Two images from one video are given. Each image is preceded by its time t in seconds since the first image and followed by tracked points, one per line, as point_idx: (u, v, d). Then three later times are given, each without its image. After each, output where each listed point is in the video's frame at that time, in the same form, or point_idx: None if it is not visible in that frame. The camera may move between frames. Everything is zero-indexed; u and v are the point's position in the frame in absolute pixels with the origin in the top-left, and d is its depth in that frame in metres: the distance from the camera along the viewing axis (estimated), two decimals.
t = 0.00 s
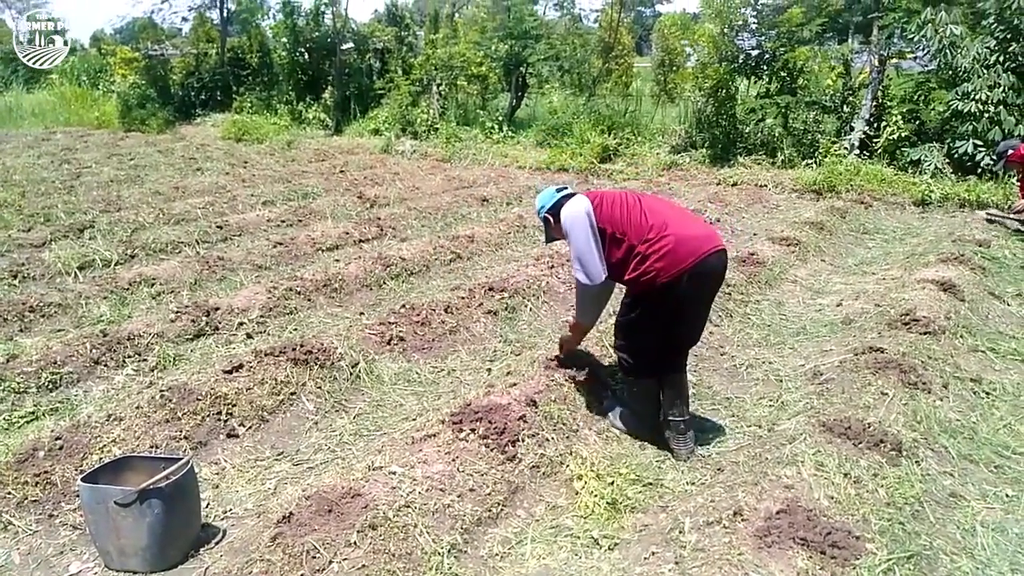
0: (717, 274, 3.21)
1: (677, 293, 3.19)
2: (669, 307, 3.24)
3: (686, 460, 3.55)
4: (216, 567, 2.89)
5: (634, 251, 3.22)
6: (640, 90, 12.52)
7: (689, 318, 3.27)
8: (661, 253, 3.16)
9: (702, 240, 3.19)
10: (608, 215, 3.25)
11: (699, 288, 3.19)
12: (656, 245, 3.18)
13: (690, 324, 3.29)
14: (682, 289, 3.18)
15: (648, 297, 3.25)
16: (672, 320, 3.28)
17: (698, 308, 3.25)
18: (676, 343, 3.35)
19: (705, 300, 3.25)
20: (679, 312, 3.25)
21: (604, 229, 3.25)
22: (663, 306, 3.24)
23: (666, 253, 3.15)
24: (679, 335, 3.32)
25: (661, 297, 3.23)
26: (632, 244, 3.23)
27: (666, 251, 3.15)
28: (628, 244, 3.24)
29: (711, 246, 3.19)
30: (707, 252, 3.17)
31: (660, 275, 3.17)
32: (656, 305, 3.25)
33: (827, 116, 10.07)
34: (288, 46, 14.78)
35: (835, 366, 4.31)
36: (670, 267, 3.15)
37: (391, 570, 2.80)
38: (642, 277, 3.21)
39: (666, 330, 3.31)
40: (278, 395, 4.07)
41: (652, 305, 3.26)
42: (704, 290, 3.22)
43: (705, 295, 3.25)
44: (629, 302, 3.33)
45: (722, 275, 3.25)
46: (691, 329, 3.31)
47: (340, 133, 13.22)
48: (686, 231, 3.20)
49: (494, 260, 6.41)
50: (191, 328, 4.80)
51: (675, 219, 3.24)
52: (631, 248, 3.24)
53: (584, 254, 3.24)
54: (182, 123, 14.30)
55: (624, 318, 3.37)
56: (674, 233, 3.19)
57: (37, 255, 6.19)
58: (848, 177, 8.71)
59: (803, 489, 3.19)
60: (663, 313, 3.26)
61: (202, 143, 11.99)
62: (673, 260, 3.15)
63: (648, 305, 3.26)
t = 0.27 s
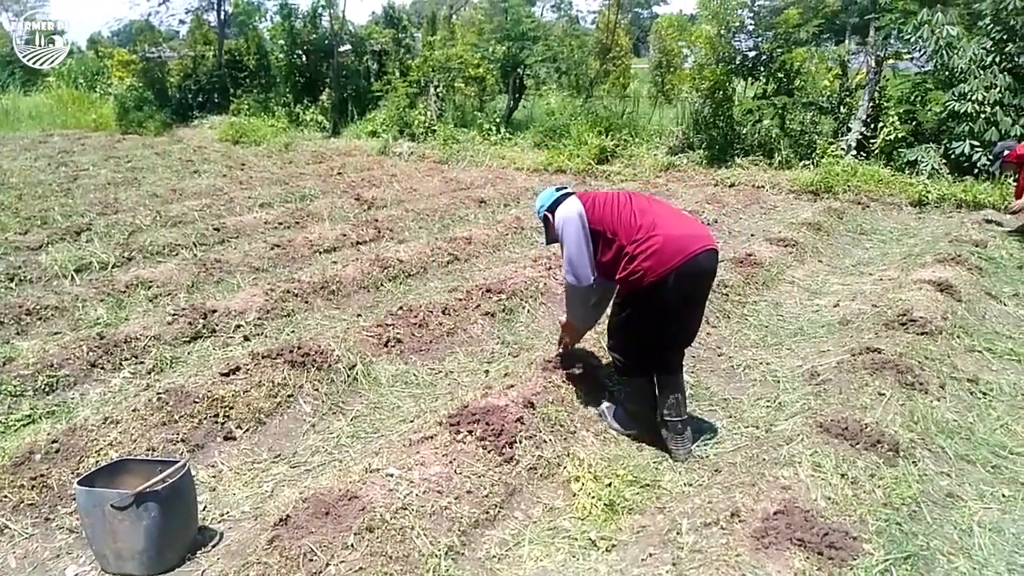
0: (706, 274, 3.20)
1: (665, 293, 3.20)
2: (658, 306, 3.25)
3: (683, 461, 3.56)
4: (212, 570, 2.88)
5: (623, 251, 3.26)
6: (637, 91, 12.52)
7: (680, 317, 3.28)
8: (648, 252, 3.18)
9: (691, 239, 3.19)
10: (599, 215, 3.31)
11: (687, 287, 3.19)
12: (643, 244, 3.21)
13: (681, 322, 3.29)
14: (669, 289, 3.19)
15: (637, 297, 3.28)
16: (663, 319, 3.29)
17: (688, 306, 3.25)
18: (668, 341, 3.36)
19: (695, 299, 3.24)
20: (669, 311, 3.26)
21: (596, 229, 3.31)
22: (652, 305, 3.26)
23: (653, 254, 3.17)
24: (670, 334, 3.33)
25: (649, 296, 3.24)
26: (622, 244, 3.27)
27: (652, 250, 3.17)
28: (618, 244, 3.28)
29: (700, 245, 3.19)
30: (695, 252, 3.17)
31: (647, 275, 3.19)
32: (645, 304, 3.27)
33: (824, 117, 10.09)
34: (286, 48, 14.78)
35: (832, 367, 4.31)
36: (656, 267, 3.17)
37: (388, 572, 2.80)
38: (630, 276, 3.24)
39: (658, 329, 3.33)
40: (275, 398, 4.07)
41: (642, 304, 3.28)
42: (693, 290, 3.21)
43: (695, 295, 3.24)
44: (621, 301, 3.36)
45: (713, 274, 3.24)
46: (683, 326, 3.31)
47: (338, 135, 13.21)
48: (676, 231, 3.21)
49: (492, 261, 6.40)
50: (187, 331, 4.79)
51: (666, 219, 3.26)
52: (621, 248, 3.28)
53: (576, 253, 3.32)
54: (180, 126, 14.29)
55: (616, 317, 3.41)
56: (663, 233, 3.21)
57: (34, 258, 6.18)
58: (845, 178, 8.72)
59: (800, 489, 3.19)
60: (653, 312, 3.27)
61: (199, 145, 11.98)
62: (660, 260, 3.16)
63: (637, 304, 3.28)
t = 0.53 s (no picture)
0: (698, 268, 3.25)
1: (656, 288, 3.27)
2: (652, 302, 3.32)
3: (676, 462, 3.57)
4: (206, 573, 2.87)
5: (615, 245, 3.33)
6: (631, 91, 12.52)
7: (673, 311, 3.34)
8: (637, 249, 3.24)
9: (681, 234, 3.24)
10: (592, 207, 3.36)
11: (679, 282, 3.25)
12: (634, 240, 3.27)
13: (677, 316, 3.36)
14: (659, 285, 3.25)
15: (629, 293, 3.34)
16: (657, 313, 3.35)
17: (682, 301, 3.31)
18: (667, 335, 3.43)
19: (689, 294, 3.30)
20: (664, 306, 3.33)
21: (589, 221, 3.37)
22: (645, 301, 3.33)
23: (642, 249, 3.23)
24: (666, 328, 3.41)
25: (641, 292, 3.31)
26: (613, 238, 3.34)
27: (641, 246, 3.23)
28: (611, 238, 3.35)
29: (690, 240, 3.23)
30: (685, 248, 3.22)
31: (637, 270, 3.25)
32: (638, 299, 3.34)
33: (817, 117, 10.13)
34: (279, 50, 14.75)
35: (827, 366, 4.31)
36: (645, 263, 3.23)
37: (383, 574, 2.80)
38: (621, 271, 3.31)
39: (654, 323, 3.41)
40: (269, 400, 4.06)
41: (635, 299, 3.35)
42: (686, 285, 3.27)
43: (687, 290, 3.30)
44: (613, 296, 3.44)
45: (705, 268, 3.29)
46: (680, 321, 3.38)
47: (332, 136, 13.20)
48: (666, 226, 3.25)
49: (487, 262, 6.40)
50: (181, 333, 4.78)
51: (657, 213, 3.30)
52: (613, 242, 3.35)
53: (569, 245, 3.36)
54: (173, 127, 14.25)
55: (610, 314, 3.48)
56: (652, 229, 3.25)
57: (26, 260, 6.16)
58: (838, 178, 8.75)
59: (794, 489, 3.19)
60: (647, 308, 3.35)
61: (193, 146, 11.95)
62: (649, 256, 3.22)
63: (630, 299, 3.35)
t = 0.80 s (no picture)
0: (698, 260, 3.35)
1: (657, 279, 3.36)
2: (654, 291, 3.39)
3: (669, 461, 3.57)
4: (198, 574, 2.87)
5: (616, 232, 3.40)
6: (624, 90, 12.53)
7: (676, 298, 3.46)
8: (637, 240, 3.32)
9: (682, 227, 3.31)
10: (598, 190, 3.42)
11: (679, 273, 3.36)
12: (637, 228, 3.33)
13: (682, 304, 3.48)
14: (659, 276, 3.35)
15: (629, 281, 3.41)
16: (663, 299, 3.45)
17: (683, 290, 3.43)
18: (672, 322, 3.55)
19: (691, 283, 3.41)
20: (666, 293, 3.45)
21: (594, 204, 3.44)
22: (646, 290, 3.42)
23: (641, 241, 3.30)
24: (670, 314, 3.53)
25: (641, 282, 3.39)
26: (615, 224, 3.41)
27: (641, 238, 3.31)
28: (613, 223, 3.43)
29: (690, 233, 3.31)
30: (686, 240, 3.30)
31: (636, 261, 3.34)
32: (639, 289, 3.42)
33: (809, 116, 10.16)
34: (271, 48, 14.70)
35: (818, 364, 4.32)
36: (644, 255, 3.31)
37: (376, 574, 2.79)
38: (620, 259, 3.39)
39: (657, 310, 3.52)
40: (261, 400, 4.05)
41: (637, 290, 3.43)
42: (686, 275, 3.38)
43: (688, 279, 3.40)
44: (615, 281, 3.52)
45: (706, 259, 3.38)
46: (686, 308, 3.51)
47: (324, 136, 13.17)
48: (666, 218, 3.32)
49: (480, 262, 6.40)
50: (172, 333, 4.76)
51: (660, 203, 3.36)
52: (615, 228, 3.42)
53: (575, 226, 3.44)
54: (164, 127, 14.20)
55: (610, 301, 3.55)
56: (653, 220, 3.32)
57: (16, 260, 6.13)
58: (830, 176, 8.77)
59: (786, 486, 3.20)
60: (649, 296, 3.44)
61: (184, 146, 11.91)
62: (649, 248, 3.30)
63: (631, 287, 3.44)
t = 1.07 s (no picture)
0: (716, 263, 3.50)
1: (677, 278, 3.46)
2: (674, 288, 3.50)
3: (659, 461, 3.58)
4: None
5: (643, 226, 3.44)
6: (615, 90, 12.53)
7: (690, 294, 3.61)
8: (666, 239, 3.38)
9: (708, 231, 3.42)
10: (630, 181, 3.43)
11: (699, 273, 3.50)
12: (665, 228, 3.38)
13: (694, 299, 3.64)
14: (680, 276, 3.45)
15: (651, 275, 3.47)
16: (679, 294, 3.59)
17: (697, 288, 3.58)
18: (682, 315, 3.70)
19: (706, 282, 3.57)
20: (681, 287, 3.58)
21: (622, 193, 3.46)
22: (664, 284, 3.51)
23: (670, 242, 3.37)
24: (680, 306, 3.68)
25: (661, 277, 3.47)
26: (643, 218, 3.44)
27: (670, 239, 3.37)
28: (639, 216, 3.46)
29: (714, 238, 3.44)
30: (711, 245, 3.44)
31: (663, 260, 3.41)
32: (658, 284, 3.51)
33: (798, 116, 10.20)
34: (261, 48, 14.64)
35: (807, 364, 4.34)
36: (670, 255, 3.39)
37: None
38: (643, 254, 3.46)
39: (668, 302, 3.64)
40: (251, 401, 4.03)
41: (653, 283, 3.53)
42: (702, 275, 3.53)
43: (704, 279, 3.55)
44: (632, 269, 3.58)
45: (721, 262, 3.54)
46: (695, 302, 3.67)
47: (314, 136, 13.13)
48: (695, 220, 3.40)
49: (470, 262, 6.39)
50: (161, 334, 4.74)
51: (688, 203, 3.43)
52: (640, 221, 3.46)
53: (600, 210, 3.50)
54: (154, 126, 14.13)
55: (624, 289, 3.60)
56: (683, 222, 3.39)
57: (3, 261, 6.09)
58: (819, 177, 8.81)
59: (775, 486, 3.21)
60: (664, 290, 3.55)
61: (173, 146, 11.86)
62: (677, 248, 3.38)
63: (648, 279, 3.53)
